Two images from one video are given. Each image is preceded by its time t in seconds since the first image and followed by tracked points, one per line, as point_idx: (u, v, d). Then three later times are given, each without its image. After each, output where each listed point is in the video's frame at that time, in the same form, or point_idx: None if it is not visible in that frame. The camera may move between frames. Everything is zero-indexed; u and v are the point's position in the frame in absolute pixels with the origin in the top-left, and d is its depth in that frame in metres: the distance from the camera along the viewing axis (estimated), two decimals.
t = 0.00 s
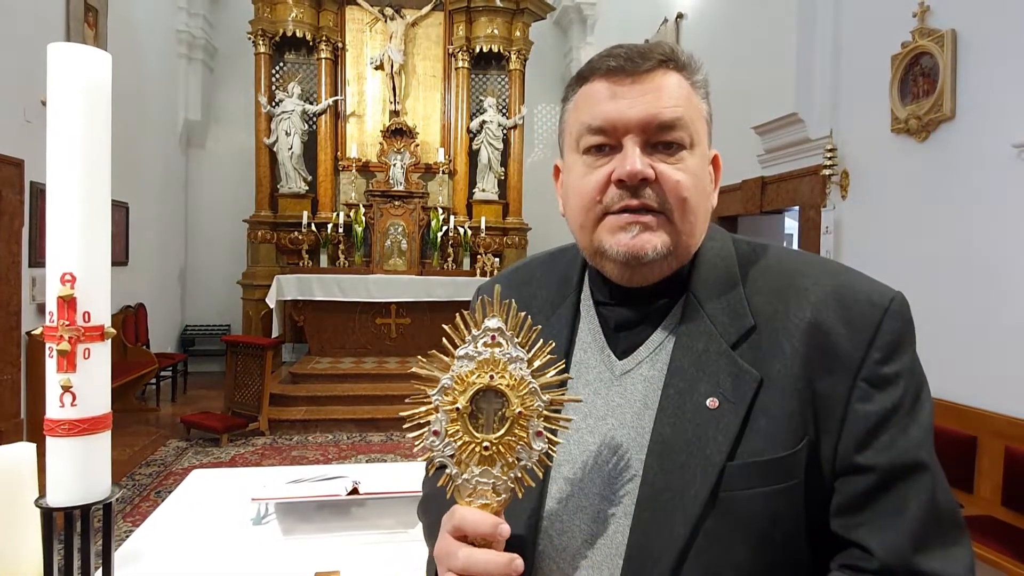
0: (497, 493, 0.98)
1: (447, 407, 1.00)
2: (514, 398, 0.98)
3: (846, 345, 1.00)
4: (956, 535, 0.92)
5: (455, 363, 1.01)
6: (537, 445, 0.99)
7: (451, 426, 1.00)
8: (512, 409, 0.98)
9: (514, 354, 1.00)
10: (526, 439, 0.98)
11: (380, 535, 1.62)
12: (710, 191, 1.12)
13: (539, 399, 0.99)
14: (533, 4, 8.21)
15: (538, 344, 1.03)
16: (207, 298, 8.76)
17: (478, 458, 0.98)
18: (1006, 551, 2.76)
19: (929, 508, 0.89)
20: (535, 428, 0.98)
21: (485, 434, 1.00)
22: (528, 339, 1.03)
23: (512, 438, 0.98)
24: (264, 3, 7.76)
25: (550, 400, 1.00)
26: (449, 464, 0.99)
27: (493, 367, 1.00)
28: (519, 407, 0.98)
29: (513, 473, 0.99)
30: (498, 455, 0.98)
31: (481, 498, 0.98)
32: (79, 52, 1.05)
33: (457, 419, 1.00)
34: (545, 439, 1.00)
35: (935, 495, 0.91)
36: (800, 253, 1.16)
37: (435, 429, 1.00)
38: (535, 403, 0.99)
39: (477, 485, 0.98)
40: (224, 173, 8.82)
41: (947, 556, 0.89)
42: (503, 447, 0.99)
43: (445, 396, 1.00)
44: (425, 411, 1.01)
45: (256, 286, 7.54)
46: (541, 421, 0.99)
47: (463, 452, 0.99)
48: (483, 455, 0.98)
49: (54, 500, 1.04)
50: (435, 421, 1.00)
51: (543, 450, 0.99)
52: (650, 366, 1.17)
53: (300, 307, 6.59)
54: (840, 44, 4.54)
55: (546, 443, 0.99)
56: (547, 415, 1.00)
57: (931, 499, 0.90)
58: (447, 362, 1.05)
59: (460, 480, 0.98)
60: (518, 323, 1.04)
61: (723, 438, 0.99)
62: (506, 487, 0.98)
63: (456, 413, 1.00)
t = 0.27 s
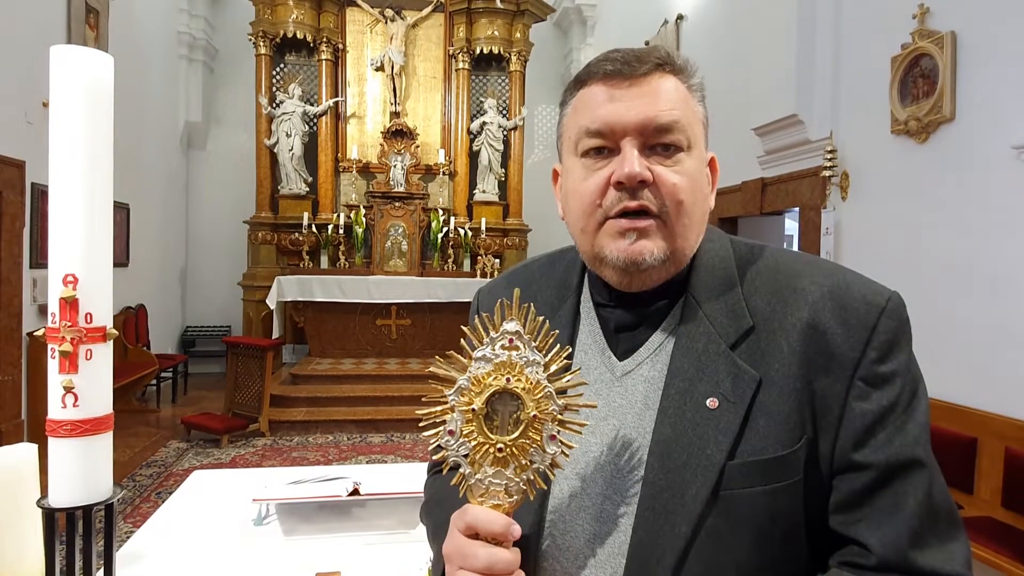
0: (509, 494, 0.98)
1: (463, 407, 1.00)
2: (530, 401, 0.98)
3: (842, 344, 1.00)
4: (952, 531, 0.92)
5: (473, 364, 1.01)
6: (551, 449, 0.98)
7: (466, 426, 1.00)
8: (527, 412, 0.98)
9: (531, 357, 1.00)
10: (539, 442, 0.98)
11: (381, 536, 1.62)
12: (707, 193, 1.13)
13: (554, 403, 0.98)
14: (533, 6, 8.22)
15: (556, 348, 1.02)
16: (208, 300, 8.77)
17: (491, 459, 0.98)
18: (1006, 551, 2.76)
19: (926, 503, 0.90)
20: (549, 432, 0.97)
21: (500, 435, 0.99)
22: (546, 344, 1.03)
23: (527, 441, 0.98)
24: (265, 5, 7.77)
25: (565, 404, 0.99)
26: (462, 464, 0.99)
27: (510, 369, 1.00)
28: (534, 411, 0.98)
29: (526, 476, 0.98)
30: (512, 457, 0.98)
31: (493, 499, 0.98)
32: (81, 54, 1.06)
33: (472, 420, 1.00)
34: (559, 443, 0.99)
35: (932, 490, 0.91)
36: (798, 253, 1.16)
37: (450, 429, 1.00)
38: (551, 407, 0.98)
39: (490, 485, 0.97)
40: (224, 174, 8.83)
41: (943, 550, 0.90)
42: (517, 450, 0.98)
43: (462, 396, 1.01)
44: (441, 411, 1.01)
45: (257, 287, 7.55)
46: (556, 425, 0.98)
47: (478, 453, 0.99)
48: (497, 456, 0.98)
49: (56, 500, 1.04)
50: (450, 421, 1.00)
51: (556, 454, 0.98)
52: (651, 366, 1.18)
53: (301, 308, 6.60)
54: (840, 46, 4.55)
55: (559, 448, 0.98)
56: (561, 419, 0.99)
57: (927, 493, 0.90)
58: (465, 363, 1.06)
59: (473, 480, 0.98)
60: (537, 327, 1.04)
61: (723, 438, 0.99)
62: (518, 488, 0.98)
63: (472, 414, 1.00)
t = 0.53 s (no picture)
0: (514, 496, 0.98)
1: (468, 410, 1.00)
2: (534, 404, 0.98)
3: (843, 345, 1.00)
4: (951, 532, 0.93)
5: (477, 368, 1.01)
6: (554, 451, 0.98)
7: (470, 429, 1.00)
8: (531, 415, 0.98)
9: (534, 360, 1.00)
10: (543, 444, 0.98)
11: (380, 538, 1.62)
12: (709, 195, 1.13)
13: (558, 406, 0.98)
14: (533, 7, 8.23)
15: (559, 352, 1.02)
16: (208, 301, 8.78)
17: (496, 461, 0.98)
18: (1005, 552, 2.77)
19: (926, 503, 0.90)
20: (552, 434, 0.98)
21: (504, 438, 0.99)
22: (548, 346, 1.03)
23: (531, 443, 0.98)
24: (265, 7, 7.78)
25: (567, 407, 0.99)
26: (467, 466, 0.99)
27: (514, 373, 1.00)
28: (538, 413, 0.98)
29: (530, 477, 0.98)
30: (516, 459, 0.98)
31: (498, 501, 0.98)
32: (83, 56, 1.06)
33: (477, 423, 0.99)
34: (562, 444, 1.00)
35: (931, 490, 0.92)
36: (798, 255, 1.16)
37: (455, 432, 1.00)
38: (554, 410, 0.98)
39: (495, 488, 0.98)
40: (225, 176, 8.84)
41: (942, 549, 0.91)
42: (521, 452, 0.98)
43: (466, 400, 1.00)
44: (446, 413, 1.01)
45: (257, 288, 7.55)
46: (559, 427, 0.98)
47: (482, 455, 0.99)
48: (501, 458, 0.98)
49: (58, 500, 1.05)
50: (455, 424, 1.00)
51: (559, 456, 0.98)
52: (653, 368, 1.18)
53: (301, 309, 6.60)
54: (840, 47, 4.55)
55: (562, 450, 0.99)
56: (564, 421, 0.99)
57: (927, 494, 0.91)
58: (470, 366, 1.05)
59: (478, 482, 0.98)
60: (540, 329, 1.03)
61: (725, 438, 1.00)
62: (522, 490, 0.98)
63: (476, 417, 0.99)
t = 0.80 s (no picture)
0: (504, 512, 0.98)
1: (451, 428, 1.00)
2: (517, 421, 0.99)
3: (849, 347, 1.01)
4: (957, 533, 0.94)
5: (458, 385, 1.00)
6: (542, 464, 0.99)
7: (455, 446, 1.00)
8: (515, 431, 0.98)
9: (516, 374, 1.00)
10: (530, 458, 0.99)
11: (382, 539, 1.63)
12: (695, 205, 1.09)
13: (542, 420, 0.99)
14: (533, 8, 8.26)
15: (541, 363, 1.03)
16: (208, 302, 8.79)
17: (483, 479, 0.98)
18: (1006, 552, 2.77)
19: (931, 505, 0.91)
20: (539, 447, 0.98)
21: (489, 455, 1.00)
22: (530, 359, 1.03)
23: (517, 459, 0.99)
24: (266, 8, 7.79)
25: (552, 419, 1.00)
26: (455, 484, 0.99)
27: (495, 389, 1.00)
28: (522, 429, 0.98)
29: (518, 492, 0.99)
30: (502, 476, 0.98)
31: (488, 517, 0.98)
32: (87, 57, 1.06)
33: (461, 441, 1.00)
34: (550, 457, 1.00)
35: (937, 492, 0.92)
36: (804, 257, 1.16)
37: (439, 451, 0.99)
38: (539, 423, 0.99)
39: (483, 504, 0.98)
40: (225, 177, 8.85)
41: (947, 550, 0.91)
42: (508, 468, 0.99)
43: (449, 418, 1.00)
44: (429, 433, 1.01)
45: (258, 289, 7.56)
46: (545, 440, 0.99)
47: (469, 472, 0.99)
48: (488, 476, 0.98)
49: (62, 500, 1.05)
50: (439, 444, 0.99)
51: (547, 468, 0.99)
52: (659, 369, 1.18)
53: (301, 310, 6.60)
54: (840, 49, 4.56)
55: (549, 462, 0.99)
56: (550, 434, 1.00)
57: (932, 496, 0.91)
58: (450, 383, 1.05)
59: (466, 500, 0.98)
60: (519, 343, 1.03)
61: (730, 439, 1.00)
62: (512, 505, 0.98)
63: (460, 436, 0.99)
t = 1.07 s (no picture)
0: (494, 515, 0.98)
1: (441, 431, 1.00)
2: (506, 423, 0.98)
3: (850, 347, 1.01)
4: (960, 534, 0.94)
5: (447, 388, 1.01)
6: (532, 467, 0.98)
7: (445, 450, 1.00)
8: (505, 434, 0.98)
9: (506, 376, 0.99)
10: (520, 461, 0.98)
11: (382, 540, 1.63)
12: (681, 206, 1.09)
13: (532, 423, 0.98)
14: (534, 9, 8.27)
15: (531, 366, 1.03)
16: (209, 302, 8.79)
17: (473, 482, 0.98)
18: (1007, 553, 2.77)
19: (933, 506, 0.91)
20: (529, 450, 0.98)
21: (479, 459, 1.00)
22: (520, 362, 1.03)
23: (507, 462, 0.98)
24: (267, 9, 7.79)
25: (542, 421, 0.99)
26: (445, 488, 0.99)
27: (485, 392, 1.00)
28: (512, 432, 0.98)
29: (509, 495, 0.99)
30: (493, 479, 0.98)
31: (478, 521, 0.98)
32: (89, 57, 1.07)
33: (451, 445, 1.00)
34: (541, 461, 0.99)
35: (938, 493, 0.92)
36: (807, 255, 1.16)
37: (430, 455, 1.00)
38: (529, 426, 0.98)
39: (473, 508, 0.98)
40: (226, 177, 8.85)
41: (951, 553, 0.91)
42: (498, 471, 0.98)
43: (438, 421, 1.00)
44: (419, 435, 1.01)
45: (258, 290, 7.56)
46: (535, 443, 0.98)
47: (459, 475, 0.99)
48: (478, 479, 0.98)
49: (63, 500, 1.05)
50: (429, 447, 1.00)
51: (537, 472, 0.98)
52: (658, 367, 1.17)
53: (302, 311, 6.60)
54: (841, 50, 4.56)
55: (540, 466, 0.98)
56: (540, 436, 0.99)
57: (934, 496, 0.91)
58: (440, 386, 1.05)
59: (457, 504, 0.98)
60: (509, 345, 1.03)
61: (728, 438, 1.00)
62: (502, 509, 0.98)
63: (449, 439, 1.00)
